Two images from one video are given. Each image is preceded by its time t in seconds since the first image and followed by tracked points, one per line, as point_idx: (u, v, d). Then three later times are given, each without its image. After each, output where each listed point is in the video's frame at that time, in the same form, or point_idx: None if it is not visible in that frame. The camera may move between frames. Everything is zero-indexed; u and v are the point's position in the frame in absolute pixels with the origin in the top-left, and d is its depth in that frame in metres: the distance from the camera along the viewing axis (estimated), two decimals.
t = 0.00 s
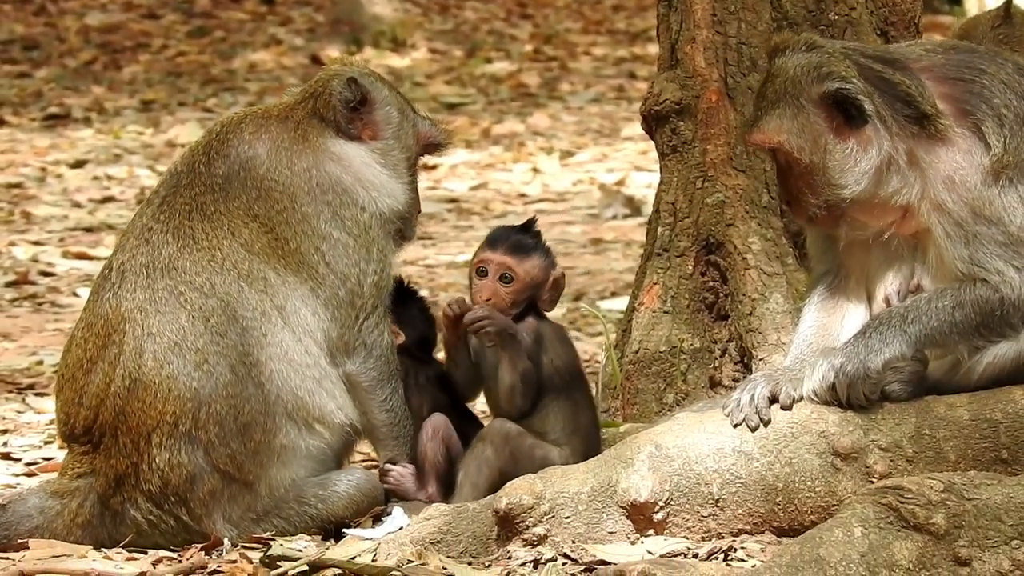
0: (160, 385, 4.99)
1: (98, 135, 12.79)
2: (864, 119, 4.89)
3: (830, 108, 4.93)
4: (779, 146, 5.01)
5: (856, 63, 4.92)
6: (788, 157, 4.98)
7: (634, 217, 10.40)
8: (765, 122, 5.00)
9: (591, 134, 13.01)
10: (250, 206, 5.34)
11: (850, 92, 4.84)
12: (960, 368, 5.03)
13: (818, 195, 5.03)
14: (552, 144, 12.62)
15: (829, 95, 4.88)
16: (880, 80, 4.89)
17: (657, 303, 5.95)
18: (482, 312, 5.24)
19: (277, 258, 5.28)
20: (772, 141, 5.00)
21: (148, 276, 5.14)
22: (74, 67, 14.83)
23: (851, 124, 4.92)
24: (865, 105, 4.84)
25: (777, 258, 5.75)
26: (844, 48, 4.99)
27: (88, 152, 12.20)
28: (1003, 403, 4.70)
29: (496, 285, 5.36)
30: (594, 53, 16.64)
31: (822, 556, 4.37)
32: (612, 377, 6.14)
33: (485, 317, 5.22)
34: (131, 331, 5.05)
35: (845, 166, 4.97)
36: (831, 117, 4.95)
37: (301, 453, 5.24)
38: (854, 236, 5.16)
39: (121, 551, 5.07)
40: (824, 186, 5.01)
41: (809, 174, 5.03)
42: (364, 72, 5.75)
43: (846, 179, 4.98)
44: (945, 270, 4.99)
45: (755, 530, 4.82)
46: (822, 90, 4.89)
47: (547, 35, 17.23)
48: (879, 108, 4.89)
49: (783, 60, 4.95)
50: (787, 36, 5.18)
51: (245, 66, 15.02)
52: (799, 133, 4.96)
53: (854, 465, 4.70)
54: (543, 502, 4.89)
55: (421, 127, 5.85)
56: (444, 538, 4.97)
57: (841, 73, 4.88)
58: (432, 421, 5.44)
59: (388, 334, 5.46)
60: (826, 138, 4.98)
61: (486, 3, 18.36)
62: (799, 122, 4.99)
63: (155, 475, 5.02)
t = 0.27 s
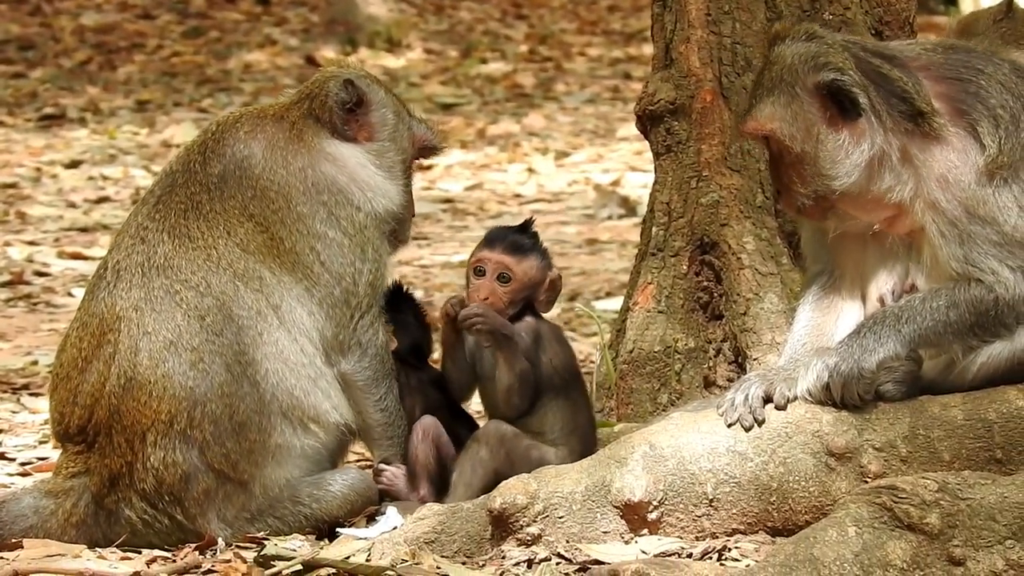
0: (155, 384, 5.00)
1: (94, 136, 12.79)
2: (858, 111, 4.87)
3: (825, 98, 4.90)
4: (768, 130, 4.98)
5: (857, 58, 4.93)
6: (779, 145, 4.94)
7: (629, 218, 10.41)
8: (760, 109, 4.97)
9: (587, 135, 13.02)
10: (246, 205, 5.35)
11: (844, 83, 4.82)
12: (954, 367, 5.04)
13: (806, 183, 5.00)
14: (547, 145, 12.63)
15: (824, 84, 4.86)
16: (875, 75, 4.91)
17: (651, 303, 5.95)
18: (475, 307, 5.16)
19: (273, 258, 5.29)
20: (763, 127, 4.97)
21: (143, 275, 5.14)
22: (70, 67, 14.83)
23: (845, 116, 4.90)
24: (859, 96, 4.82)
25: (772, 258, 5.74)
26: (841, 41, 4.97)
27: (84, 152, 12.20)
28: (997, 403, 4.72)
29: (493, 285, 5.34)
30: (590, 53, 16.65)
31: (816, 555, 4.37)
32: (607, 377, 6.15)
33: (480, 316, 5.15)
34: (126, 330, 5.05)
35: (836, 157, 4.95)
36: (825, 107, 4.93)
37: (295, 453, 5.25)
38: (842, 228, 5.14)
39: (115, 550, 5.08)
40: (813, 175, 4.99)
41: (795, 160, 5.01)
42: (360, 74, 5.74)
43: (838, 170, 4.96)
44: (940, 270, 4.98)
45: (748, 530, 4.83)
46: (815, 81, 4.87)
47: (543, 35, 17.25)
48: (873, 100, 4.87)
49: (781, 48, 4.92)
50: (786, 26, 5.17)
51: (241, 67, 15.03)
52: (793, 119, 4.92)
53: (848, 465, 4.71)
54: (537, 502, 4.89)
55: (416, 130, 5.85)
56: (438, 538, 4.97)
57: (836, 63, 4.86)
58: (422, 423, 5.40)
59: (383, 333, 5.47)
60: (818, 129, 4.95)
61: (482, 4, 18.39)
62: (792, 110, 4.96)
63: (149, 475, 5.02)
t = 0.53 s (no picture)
0: (149, 383, 5.00)
1: (90, 135, 12.79)
2: (851, 98, 4.88)
3: (819, 79, 4.91)
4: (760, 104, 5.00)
5: (864, 49, 4.91)
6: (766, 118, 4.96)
7: (625, 217, 10.41)
8: (756, 81, 5.01)
9: (582, 135, 13.03)
10: (241, 204, 5.36)
11: (839, 67, 4.82)
12: (948, 368, 5.04)
13: (789, 162, 5.01)
14: (543, 145, 12.64)
15: (819, 66, 4.86)
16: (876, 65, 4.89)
17: (646, 302, 5.95)
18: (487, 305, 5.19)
19: (268, 257, 5.30)
20: (754, 101, 5.00)
21: (138, 273, 5.15)
22: (66, 67, 14.83)
23: (837, 101, 4.91)
24: (853, 81, 4.83)
25: (766, 258, 5.74)
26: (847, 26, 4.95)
27: (79, 152, 12.20)
28: (991, 403, 4.73)
29: (500, 271, 5.33)
30: (586, 53, 16.67)
31: (809, 555, 4.37)
32: (601, 377, 6.15)
33: (487, 313, 5.18)
34: (121, 329, 5.06)
35: (823, 140, 4.96)
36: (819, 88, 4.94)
37: (289, 452, 5.25)
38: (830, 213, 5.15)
39: (109, 549, 5.08)
40: (798, 154, 5.01)
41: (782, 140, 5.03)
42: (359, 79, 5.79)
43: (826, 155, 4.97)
44: (934, 270, 4.99)
45: (743, 530, 4.83)
46: (812, 64, 4.88)
47: (539, 35, 17.26)
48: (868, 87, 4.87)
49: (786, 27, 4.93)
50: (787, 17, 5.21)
51: (237, 67, 15.03)
52: (786, 97, 4.94)
53: (842, 465, 4.71)
54: (531, 502, 4.90)
55: (412, 138, 5.88)
56: (432, 537, 4.98)
57: (838, 46, 4.85)
58: (415, 423, 5.44)
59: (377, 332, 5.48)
60: (809, 112, 4.97)
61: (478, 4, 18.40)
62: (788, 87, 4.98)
63: (143, 474, 5.03)
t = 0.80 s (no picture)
0: (145, 380, 5.00)
1: (85, 134, 12.79)
2: (844, 84, 4.88)
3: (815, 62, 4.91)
4: (757, 80, 4.98)
5: (863, 36, 4.85)
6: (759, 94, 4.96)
7: (620, 217, 10.42)
8: (757, 58, 4.99)
9: (577, 134, 13.04)
10: (238, 200, 5.36)
11: (835, 51, 4.81)
12: (944, 366, 5.04)
13: (778, 140, 5.02)
14: (538, 144, 12.64)
15: (815, 51, 4.86)
16: (876, 57, 4.86)
17: (640, 301, 5.94)
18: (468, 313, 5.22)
19: (265, 254, 5.30)
20: (752, 76, 4.99)
21: (134, 270, 5.15)
22: (61, 66, 14.83)
23: (831, 85, 4.91)
24: (848, 68, 4.83)
25: (762, 257, 5.73)
26: (855, 14, 4.91)
27: (74, 151, 12.20)
28: (985, 403, 4.74)
29: (486, 284, 5.29)
30: (581, 53, 16.68)
31: (804, 554, 4.36)
32: (596, 376, 6.16)
33: (467, 325, 5.20)
34: (118, 326, 5.05)
35: (812, 122, 4.97)
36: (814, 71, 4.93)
37: (284, 449, 5.25)
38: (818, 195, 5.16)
39: (103, 547, 5.08)
40: (787, 134, 5.01)
41: (773, 120, 5.03)
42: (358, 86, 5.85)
43: (817, 140, 4.98)
44: (929, 269, 5.00)
45: (737, 528, 4.84)
46: (809, 48, 4.87)
47: (534, 34, 17.27)
48: (862, 75, 4.87)
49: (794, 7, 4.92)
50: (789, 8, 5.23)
51: (232, 66, 15.02)
52: (781, 77, 4.93)
53: (837, 464, 4.72)
54: (526, 500, 4.89)
55: (407, 148, 5.95)
56: (427, 535, 4.94)
57: (839, 32, 4.82)
58: (410, 422, 5.47)
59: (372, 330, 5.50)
60: (801, 98, 4.96)
61: (474, 3, 18.41)
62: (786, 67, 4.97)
63: (138, 473, 5.03)
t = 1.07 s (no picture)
0: (141, 374, 4.97)
1: (78, 130, 12.78)
2: (833, 80, 4.88)
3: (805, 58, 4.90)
4: (751, 75, 4.99)
5: (860, 33, 4.86)
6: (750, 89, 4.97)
7: (613, 214, 10.40)
8: (751, 55, 4.99)
9: (570, 131, 13.02)
10: (237, 193, 5.35)
11: (823, 46, 4.82)
12: (938, 364, 5.03)
13: (770, 135, 5.02)
14: (531, 141, 12.61)
15: (805, 47, 4.86)
16: (871, 53, 4.86)
17: (635, 298, 5.92)
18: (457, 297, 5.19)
19: (262, 248, 5.29)
20: (745, 72, 5.00)
21: (131, 264, 5.12)
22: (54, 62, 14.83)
23: (820, 82, 4.91)
24: (836, 63, 4.83)
25: (756, 255, 5.73)
26: (849, 10, 4.91)
27: (68, 147, 12.19)
28: (980, 401, 4.71)
29: (493, 281, 5.26)
30: (574, 50, 16.66)
31: (798, 552, 4.37)
32: (591, 373, 6.15)
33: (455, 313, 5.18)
34: (114, 319, 5.03)
35: (803, 118, 4.98)
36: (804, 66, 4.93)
37: (278, 446, 5.24)
38: (811, 190, 5.17)
39: (97, 544, 5.07)
40: (778, 129, 5.02)
41: (766, 115, 5.03)
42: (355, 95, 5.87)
43: (809, 135, 4.98)
44: (923, 266, 5.00)
45: (732, 526, 4.82)
46: (799, 43, 4.86)
47: (528, 31, 17.25)
48: (854, 71, 4.87)
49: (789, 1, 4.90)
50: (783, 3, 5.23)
51: (225, 62, 15.01)
52: (773, 72, 4.94)
53: (832, 463, 4.71)
54: (520, 498, 4.88)
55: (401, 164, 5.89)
56: (421, 533, 4.97)
57: (829, 28, 4.82)
58: (404, 419, 5.44)
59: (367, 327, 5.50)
60: (793, 94, 4.96)
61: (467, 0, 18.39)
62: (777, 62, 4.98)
63: (131, 469, 5.01)
